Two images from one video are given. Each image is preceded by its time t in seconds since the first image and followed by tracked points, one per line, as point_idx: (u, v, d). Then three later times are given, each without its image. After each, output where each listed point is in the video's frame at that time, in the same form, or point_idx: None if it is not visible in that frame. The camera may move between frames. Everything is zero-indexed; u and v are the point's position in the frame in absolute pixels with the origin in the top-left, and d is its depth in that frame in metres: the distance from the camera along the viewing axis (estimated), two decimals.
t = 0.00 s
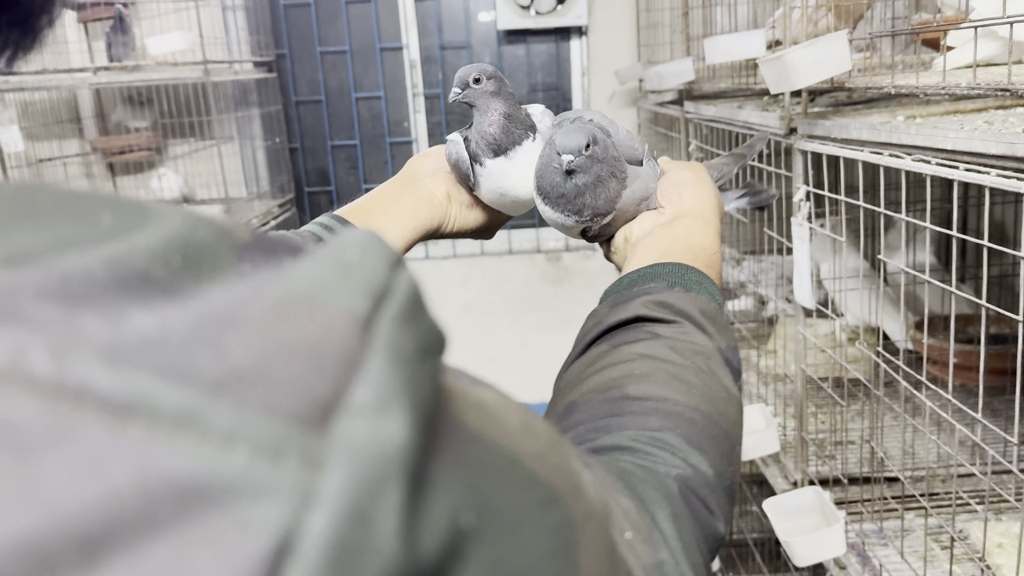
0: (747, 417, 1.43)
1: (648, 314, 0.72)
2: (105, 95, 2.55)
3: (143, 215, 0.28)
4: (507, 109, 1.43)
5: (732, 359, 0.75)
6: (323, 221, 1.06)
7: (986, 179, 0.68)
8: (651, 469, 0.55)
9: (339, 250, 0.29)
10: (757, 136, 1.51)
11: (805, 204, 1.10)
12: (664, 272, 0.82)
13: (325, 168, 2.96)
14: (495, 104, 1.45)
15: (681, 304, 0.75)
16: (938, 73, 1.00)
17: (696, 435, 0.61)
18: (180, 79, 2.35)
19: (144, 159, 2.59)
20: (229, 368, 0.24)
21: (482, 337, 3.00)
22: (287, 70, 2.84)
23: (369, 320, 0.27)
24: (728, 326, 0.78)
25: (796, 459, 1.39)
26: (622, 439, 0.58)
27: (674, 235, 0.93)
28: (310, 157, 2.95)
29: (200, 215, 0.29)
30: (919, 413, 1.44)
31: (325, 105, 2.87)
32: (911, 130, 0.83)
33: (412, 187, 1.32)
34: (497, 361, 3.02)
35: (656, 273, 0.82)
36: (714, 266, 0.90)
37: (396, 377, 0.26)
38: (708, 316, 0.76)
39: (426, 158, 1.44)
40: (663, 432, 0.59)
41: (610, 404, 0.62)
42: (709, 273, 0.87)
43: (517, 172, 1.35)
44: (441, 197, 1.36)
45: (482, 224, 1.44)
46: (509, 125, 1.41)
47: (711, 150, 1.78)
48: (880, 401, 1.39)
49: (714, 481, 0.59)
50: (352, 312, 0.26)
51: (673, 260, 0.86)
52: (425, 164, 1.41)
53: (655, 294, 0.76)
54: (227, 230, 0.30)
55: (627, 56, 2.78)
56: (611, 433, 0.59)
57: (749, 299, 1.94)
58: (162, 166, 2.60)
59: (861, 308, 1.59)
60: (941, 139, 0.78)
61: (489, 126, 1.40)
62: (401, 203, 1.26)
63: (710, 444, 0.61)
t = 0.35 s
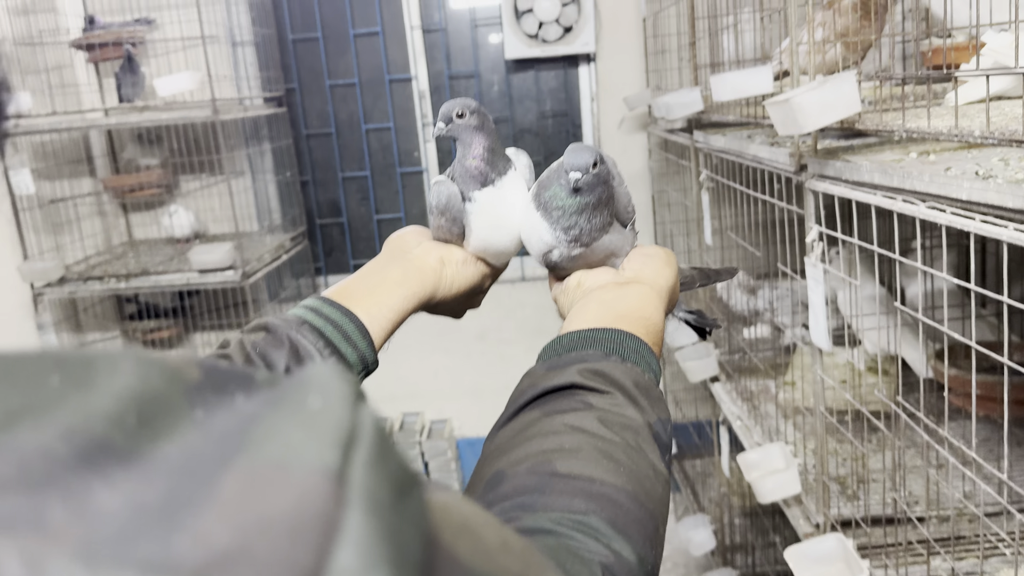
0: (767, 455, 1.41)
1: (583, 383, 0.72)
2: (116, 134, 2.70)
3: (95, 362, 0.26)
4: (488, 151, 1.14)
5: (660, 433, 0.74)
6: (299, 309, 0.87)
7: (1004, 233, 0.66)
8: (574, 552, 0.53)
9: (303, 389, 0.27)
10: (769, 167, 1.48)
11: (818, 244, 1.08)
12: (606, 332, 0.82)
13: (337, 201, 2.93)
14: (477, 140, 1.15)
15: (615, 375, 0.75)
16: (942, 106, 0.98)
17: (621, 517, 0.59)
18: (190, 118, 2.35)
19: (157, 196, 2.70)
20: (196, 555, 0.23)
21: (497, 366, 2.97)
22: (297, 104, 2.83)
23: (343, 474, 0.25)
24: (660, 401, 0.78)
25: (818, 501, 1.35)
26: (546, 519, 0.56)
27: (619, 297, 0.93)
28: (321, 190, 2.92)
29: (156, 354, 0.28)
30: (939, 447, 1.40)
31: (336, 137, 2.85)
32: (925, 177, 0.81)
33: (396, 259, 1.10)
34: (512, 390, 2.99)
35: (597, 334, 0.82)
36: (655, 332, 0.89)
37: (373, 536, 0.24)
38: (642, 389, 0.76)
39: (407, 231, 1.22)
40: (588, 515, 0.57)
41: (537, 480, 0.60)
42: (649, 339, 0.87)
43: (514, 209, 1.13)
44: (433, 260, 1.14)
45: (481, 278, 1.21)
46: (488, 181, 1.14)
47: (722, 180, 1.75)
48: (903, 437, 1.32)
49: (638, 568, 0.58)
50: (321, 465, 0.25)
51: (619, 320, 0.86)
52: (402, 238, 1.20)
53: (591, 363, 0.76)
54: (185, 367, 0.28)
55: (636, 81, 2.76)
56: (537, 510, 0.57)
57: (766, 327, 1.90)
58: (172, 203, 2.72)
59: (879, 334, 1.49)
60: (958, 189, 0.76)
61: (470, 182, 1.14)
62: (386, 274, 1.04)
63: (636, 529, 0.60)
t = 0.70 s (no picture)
0: (780, 489, 1.34)
1: (599, 416, 0.69)
2: (114, 169, 2.70)
3: None
4: (451, 213, 1.01)
5: (699, 454, 0.69)
6: (280, 375, 0.83)
7: None
8: None
9: None
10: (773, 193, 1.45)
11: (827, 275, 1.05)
12: (620, 371, 0.79)
13: (335, 231, 2.90)
14: (440, 200, 1.02)
15: (635, 401, 0.71)
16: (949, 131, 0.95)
17: (660, 539, 0.55)
18: (186, 152, 2.33)
19: (154, 231, 2.69)
20: None
21: (499, 393, 2.93)
22: (295, 134, 2.82)
23: None
24: (690, 422, 0.73)
25: (833, 535, 1.30)
26: (576, 554, 0.53)
27: (629, 338, 0.90)
28: (320, 220, 2.89)
29: (54, 490, 0.22)
30: (956, 475, 1.35)
31: (334, 167, 2.83)
32: (938, 210, 0.78)
33: (379, 321, 1.01)
34: (516, 417, 2.95)
35: (611, 373, 0.79)
36: (669, 368, 0.85)
37: None
38: (665, 410, 0.72)
39: (396, 295, 1.12)
40: (621, 541, 0.54)
41: (564, 518, 0.57)
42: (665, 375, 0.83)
43: (489, 280, 0.98)
44: (417, 325, 1.04)
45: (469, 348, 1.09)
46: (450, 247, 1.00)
47: (725, 205, 1.72)
48: (917, 465, 1.28)
49: None
50: None
51: (631, 358, 0.83)
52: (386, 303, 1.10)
53: (607, 395, 0.73)
54: (83, 510, 0.22)
55: (634, 104, 2.75)
56: (566, 547, 0.54)
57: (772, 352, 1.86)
58: (170, 237, 2.71)
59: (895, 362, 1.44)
60: (975, 224, 0.73)
61: (434, 249, 1.01)
62: (369, 336, 0.97)
63: (677, 548, 0.55)
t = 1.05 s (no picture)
0: (787, 494, 1.30)
1: (604, 444, 0.64)
2: (104, 170, 2.65)
3: None
4: (459, 227, 0.98)
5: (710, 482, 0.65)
6: (271, 402, 0.79)
7: None
8: None
9: None
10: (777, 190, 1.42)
11: (838, 275, 1.01)
12: (628, 391, 0.73)
13: (330, 230, 2.86)
14: (445, 215, 0.99)
15: (642, 427, 0.66)
16: (964, 125, 0.92)
17: None
18: (176, 152, 2.28)
19: (145, 232, 2.65)
20: None
21: (497, 394, 2.89)
22: (287, 133, 2.77)
23: None
24: (702, 446, 0.68)
25: (842, 541, 1.27)
26: None
27: (636, 354, 0.84)
28: (314, 220, 2.85)
29: None
30: (967, 478, 1.32)
31: (327, 166, 2.78)
32: (959, 208, 0.75)
33: (377, 342, 0.96)
34: (514, 418, 2.91)
35: (617, 393, 0.74)
36: (685, 387, 0.79)
37: None
38: (674, 436, 0.66)
39: (393, 312, 1.07)
40: None
41: (566, 563, 0.53)
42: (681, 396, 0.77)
43: (494, 294, 0.95)
44: (418, 346, 0.99)
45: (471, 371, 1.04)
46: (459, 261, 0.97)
47: (727, 203, 1.68)
48: (927, 467, 1.24)
49: None
50: None
51: (640, 376, 0.77)
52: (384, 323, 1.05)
53: (612, 419, 0.67)
54: None
55: (632, 101, 2.72)
56: None
57: (775, 351, 1.82)
58: (161, 238, 2.66)
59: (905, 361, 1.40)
60: (999, 222, 0.69)
61: (442, 264, 0.98)
62: (368, 357, 0.91)
63: None
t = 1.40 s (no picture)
0: (774, 491, 1.30)
1: (571, 444, 0.63)
2: (91, 162, 2.62)
3: None
4: (431, 251, 0.98)
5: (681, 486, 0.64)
6: (234, 422, 0.75)
7: None
8: None
9: None
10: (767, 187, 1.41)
11: (825, 271, 1.00)
12: (595, 397, 0.72)
13: (319, 225, 2.84)
14: (416, 236, 0.98)
15: (611, 428, 0.66)
16: (953, 122, 0.92)
17: None
18: (165, 144, 2.26)
19: (132, 225, 2.62)
20: None
21: (486, 391, 2.88)
22: (277, 126, 2.75)
23: None
24: (671, 447, 0.67)
25: (830, 540, 1.26)
26: None
27: (603, 358, 0.83)
28: (303, 214, 2.83)
29: None
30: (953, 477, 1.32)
31: (317, 160, 2.77)
32: (947, 204, 0.74)
33: (342, 364, 0.93)
34: (503, 415, 2.90)
35: (584, 397, 0.73)
36: (654, 391, 0.78)
37: None
38: (644, 436, 0.66)
39: (355, 333, 1.05)
40: None
41: (534, 563, 0.52)
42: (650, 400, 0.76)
43: (461, 310, 0.96)
44: (384, 367, 0.97)
45: (433, 394, 1.04)
46: (428, 285, 0.98)
47: (718, 200, 1.68)
48: (915, 464, 1.23)
49: None
50: None
51: (607, 381, 0.77)
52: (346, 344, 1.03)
53: (581, 419, 0.67)
54: None
55: (624, 98, 2.71)
56: None
57: (764, 349, 1.82)
58: (148, 232, 2.64)
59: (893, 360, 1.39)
60: (987, 219, 0.69)
61: (412, 285, 0.98)
62: (333, 379, 0.88)
63: None
